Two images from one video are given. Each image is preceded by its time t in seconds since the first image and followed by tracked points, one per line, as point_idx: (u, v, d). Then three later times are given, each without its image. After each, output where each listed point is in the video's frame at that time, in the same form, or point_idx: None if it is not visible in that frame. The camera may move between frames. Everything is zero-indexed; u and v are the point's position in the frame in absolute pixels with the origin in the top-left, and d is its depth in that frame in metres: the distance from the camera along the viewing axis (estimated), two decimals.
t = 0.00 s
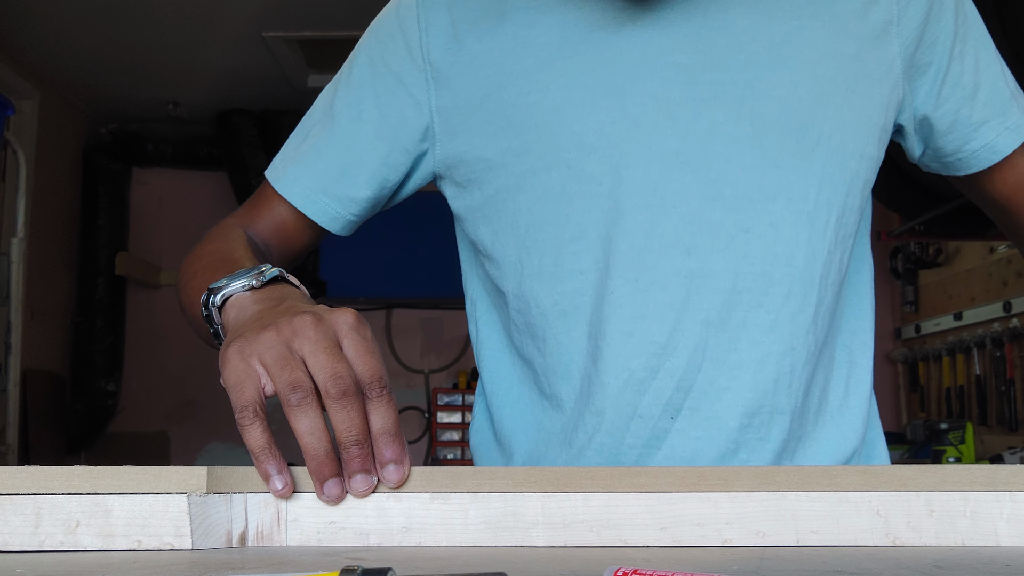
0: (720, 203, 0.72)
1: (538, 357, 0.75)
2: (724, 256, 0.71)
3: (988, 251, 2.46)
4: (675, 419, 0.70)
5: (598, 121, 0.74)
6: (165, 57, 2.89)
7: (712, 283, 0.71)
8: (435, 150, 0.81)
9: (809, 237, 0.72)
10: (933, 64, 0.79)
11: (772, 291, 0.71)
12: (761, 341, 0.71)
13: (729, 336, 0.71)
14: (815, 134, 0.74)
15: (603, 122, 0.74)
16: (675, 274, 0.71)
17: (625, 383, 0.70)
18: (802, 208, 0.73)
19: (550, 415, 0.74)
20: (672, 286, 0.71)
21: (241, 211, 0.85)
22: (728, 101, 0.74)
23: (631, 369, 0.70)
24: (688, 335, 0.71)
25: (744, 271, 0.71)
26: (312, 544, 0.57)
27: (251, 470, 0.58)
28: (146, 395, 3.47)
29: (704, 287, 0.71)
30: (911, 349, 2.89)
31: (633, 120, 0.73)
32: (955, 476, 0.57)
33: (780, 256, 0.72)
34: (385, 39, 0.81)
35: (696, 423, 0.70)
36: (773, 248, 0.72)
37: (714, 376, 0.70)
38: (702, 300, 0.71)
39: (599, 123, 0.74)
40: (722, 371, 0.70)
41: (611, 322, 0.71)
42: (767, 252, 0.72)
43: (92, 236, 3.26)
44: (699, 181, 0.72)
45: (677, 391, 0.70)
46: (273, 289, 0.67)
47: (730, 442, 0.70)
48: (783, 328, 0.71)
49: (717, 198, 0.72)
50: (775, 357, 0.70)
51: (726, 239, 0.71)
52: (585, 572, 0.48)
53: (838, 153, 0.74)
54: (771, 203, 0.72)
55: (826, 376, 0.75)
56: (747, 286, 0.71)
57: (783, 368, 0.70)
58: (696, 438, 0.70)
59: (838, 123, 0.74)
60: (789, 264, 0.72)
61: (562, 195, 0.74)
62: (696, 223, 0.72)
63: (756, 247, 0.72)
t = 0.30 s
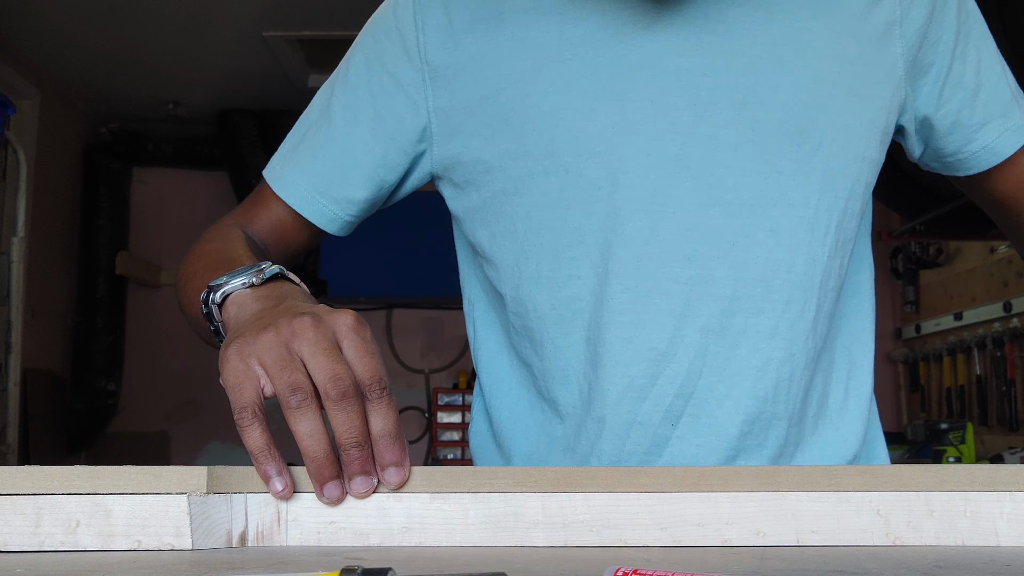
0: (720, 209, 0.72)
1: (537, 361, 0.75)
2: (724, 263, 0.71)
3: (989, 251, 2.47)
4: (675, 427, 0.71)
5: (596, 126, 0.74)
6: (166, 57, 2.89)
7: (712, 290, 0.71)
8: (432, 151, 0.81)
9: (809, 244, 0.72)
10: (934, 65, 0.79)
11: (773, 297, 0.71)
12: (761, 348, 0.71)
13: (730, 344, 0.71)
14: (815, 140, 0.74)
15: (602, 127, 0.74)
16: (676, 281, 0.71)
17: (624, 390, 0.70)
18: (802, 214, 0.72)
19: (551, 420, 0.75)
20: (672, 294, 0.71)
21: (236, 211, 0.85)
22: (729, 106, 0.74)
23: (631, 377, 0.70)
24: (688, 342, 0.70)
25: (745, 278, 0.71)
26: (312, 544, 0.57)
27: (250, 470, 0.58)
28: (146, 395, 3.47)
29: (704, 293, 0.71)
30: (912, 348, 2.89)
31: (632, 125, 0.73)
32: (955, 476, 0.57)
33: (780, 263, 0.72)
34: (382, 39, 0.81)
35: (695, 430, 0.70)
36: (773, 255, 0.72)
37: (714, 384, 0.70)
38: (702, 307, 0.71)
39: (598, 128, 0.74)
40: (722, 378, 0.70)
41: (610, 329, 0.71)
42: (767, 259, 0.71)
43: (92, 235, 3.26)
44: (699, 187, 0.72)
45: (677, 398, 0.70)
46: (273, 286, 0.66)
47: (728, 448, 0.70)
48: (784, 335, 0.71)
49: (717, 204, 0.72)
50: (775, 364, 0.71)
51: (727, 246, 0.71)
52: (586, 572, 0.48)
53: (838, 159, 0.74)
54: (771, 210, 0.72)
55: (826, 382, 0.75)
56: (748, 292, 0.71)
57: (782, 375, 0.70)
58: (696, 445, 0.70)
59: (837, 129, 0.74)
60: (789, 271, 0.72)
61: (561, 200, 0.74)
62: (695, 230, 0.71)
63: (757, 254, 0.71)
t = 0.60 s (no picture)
0: (753, 216, 0.70)
1: (561, 359, 0.73)
2: (755, 270, 0.69)
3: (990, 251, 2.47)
4: (702, 434, 0.69)
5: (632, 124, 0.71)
6: (166, 57, 2.89)
7: (743, 297, 0.69)
8: (459, 142, 0.78)
9: (836, 255, 0.72)
10: (963, 83, 0.79)
11: (799, 308, 0.70)
12: (785, 359, 0.69)
13: (758, 352, 0.69)
14: (852, 152, 0.73)
15: (638, 126, 0.71)
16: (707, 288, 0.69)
17: (651, 394, 0.68)
18: (832, 226, 0.72)
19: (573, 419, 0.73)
20: (702, 298, 0.69)
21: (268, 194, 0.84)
22: (768, 110, 0.72)
23: (659, 381, 0.68)
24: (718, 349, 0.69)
25: (774, 286, 0.69)
26: (312, 544, 0.57)
27: (251, 470, 0.58)
28: (146, 395, 3.47)
29: (735, 300, 0.69)
30: (912, 348, 2.89)
31: (668, 126, 0.71)
32: (955, 476, 0.57)
33: (807, 274, 0.70)
34: (407, 25, 0.77)
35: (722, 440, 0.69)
36: (801, 265, 0.70)
37: (741, 393, 0.69)
38: (733, 313, 0.69)
39: (633, 127, 0.71)
40: (750, 388, 0.69)
41: (640, 332, 0.69)
42: (796, 268, 0.70)
43: (92, 235, 3.26)
44: (734, 191, 0.70)
45: (705, 406, 0.68)
46: (305, 252, 0.67)
47: (751, 456, 0.69)
48: (805, 346, 0.70)
49: (750, 210, 0.70)
50: (794, 373, 0.70)
51: (757, 253, 0.70)
52: (585, 572, 0.48)
53: (872, 174, 0.73)
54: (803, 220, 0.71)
55: (845, 396, 0.74)
56: (776, 301, 0.69)
57: (802, 386, 0.70)
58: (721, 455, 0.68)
59: (872, 142, 0.73)
60: (817, 282, 0.70)
61: (592, 201, 0.72)
62: (727, 235, 0.70)
63: (788, 262, 0.70)
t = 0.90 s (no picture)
0: (840, 232, 0.67)
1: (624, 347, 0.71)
2: (834, 285, 0.67)
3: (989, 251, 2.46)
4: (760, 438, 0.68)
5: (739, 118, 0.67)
6: (166, 57, 2.89)
7: (817, 310, 0.67)
8: (564, 122, 0.72)
9: (908, 277, 0.68)
10: None
11: (872, 328, 0.67)
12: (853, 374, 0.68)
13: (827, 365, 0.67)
14: (936, 179, 0.69)
15: (747, 121, 0.67)
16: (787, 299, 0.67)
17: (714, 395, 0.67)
18: (913, 248, 0.68)
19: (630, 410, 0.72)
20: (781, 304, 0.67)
21: (386, 211, 0.73)
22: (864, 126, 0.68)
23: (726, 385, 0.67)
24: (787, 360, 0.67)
25: (851, 303, 0.67)
26: (312, 544, 0.57)
27: (252, 471, 0.57)
28: (146, 394, 3.47)
29: (810, 310, 0.67)
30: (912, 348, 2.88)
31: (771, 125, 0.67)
32: (956, 475, 0.57)
33: (887, 294, 0.67)
34: None
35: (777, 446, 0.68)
36: (878, 284, 0.67)
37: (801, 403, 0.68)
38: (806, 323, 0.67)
39: (739, 120, 0.67)
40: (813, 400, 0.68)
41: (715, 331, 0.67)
42: (876, 289, 0.67)
43: (92, 235, 3.26)
44: (823, 202, 0.67)
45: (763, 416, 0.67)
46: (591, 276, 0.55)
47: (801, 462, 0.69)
48: (873, 364, 0.68)
49: (836, 224, 0.67)
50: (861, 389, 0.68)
51: (837, 267, 0.67)
52: (585, 572, 0.48)
53: (955, 202, 0.70)
54: (886, 240, 0.67)
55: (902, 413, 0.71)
56: (852, 317, 0.67)
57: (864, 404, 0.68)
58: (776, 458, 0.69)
59: (974, 179, 0.71)
60: (892, 304, 0.68)
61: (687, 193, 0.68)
62: (812, 246, 0.67)
63: (867, 280, 0.67)
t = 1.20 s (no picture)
0: (932, 243, 0.67)
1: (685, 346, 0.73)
2: (925, 297, 0.67)
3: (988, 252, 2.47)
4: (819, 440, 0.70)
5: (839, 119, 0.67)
6: (166, 56, 2.89)
7: (904, 324, 0.68)
8: (643, 100, 0.71)
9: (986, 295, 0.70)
10: None
11: (951, 344, 0.69)
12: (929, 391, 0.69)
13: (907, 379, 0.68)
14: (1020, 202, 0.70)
15: (846, 123, 0.67)
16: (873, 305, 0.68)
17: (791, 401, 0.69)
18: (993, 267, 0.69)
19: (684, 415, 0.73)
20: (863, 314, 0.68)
21: (444, 171, 0.74)
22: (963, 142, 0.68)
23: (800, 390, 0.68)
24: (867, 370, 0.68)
25: (937, 318, 0.68)
26: (312, 544, 0.56)
27: (253, 471, 0.58)
28: (146, 394, 3.47)
29: (897, 322, 0.68)
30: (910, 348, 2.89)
31: (876, 130, 0.67)
32: (956, 475, 0.57)
33: (968, 311, 0.69)
34: None
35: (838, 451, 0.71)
36: (963, 301, 0.68)
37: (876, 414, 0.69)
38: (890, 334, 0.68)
39: (839, 122, 0.67)
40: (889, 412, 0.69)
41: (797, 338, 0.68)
42: (959, 305, 0.68)
43: (92, 235, 3.26)
44: (919, 214, 0.67)
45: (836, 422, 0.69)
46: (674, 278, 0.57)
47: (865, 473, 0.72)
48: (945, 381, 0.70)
49: (930, 236, 0.67)
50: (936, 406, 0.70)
51: (928, 281, 0.67)
52: (586, 572, 0.48)
53: None
54: (971, 255, 0.68)
55: (960, 426, 0.73)
56: (936, 332, 0.68)
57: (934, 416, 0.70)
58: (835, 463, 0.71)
59: None
60: (970, 320, 0.69)
61: (778, 188, 0.68)
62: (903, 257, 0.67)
63: (954, 297, 0.68)
